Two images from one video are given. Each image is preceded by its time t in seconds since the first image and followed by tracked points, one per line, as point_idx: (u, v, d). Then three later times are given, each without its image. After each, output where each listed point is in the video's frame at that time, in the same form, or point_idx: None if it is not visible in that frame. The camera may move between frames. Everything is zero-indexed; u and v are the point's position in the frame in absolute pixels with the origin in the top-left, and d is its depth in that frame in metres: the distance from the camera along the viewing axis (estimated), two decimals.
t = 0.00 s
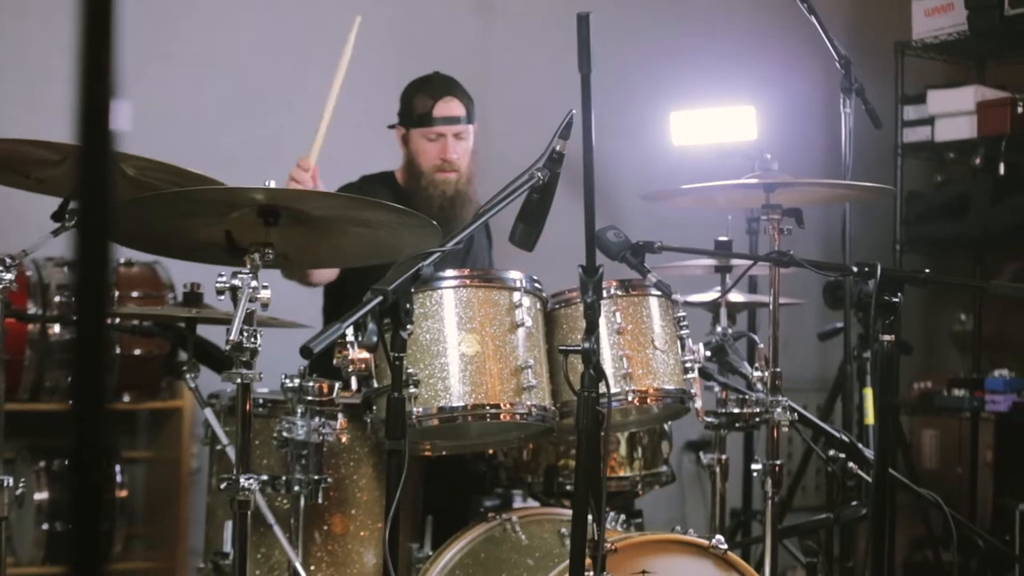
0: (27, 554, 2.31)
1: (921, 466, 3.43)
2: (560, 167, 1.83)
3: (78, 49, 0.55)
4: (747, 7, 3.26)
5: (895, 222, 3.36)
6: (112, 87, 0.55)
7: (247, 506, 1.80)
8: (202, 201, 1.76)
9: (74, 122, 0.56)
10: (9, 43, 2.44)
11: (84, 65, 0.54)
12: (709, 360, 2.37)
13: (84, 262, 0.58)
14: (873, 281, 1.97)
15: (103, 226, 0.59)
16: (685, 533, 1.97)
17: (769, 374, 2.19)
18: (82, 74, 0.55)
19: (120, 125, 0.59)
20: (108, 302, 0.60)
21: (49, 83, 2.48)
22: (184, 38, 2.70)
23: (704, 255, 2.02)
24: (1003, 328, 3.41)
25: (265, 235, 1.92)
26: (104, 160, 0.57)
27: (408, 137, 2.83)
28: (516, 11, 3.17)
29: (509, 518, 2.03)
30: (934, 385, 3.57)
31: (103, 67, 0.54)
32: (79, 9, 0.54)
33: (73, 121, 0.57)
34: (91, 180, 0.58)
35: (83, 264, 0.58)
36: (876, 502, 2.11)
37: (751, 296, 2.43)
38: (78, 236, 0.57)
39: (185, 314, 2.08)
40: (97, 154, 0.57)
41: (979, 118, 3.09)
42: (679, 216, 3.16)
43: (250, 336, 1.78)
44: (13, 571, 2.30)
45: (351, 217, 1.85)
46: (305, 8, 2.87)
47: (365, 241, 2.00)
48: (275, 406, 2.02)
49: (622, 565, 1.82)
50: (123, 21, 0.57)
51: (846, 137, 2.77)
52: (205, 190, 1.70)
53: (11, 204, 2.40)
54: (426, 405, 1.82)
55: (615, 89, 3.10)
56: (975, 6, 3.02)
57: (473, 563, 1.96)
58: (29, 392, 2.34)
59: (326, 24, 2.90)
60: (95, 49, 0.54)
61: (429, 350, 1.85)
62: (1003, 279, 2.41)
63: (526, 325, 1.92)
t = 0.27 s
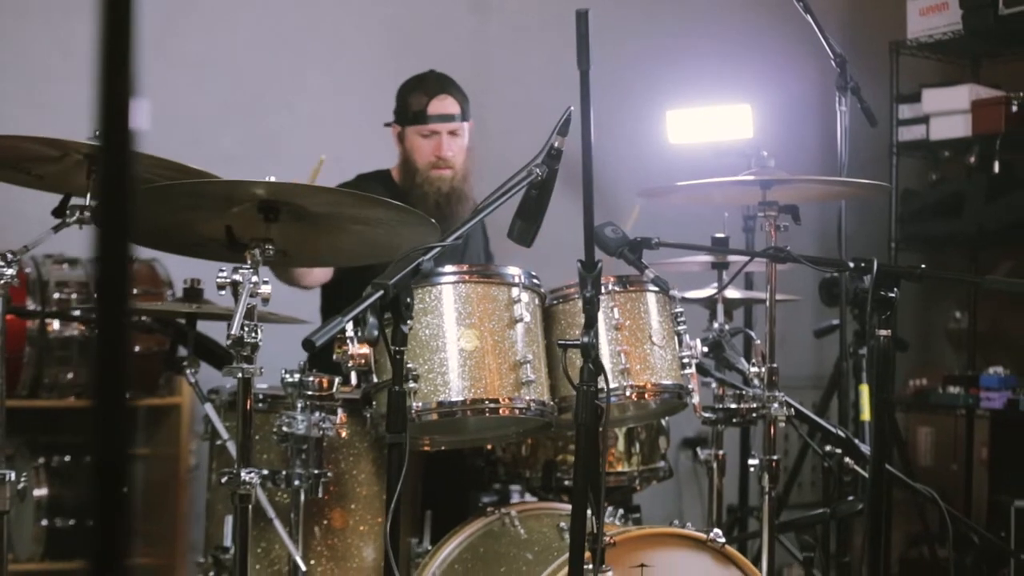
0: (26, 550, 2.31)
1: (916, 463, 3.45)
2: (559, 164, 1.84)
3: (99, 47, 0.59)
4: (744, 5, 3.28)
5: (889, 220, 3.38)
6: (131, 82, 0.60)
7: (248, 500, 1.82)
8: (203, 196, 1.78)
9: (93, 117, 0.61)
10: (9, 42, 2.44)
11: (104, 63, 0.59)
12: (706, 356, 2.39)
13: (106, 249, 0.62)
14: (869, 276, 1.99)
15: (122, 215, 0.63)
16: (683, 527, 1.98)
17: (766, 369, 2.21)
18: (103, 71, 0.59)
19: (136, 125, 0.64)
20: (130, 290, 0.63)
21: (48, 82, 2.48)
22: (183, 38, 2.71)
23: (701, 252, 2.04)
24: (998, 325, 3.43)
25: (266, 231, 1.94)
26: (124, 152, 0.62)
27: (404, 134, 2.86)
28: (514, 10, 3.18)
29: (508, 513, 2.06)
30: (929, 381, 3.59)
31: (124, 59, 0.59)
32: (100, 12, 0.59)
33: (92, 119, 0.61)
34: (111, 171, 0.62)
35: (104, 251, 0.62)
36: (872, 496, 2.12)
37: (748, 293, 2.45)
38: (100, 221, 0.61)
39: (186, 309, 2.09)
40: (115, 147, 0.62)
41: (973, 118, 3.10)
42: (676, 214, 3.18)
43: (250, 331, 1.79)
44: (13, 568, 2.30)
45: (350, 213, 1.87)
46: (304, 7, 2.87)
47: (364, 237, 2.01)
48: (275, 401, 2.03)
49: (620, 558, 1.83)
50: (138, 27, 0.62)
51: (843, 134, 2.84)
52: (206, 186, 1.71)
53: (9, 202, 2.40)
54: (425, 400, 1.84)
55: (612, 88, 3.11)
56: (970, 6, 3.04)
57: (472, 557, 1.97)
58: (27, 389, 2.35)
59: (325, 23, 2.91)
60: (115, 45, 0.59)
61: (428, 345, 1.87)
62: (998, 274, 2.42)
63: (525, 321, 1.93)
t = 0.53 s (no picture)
0: (30, 546, 2.32)
1: (916, 459, 3.42)
2: (560, 160, 1.84)
3: (109, 42, 0.53)
4: (744, 3, 3.29)
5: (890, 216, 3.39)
6: (140, 80, 0.54)
7: (251, 494, 1.83)
8: (206, 193, 1.79)
9: (104, 117, 0.55)
10: (10, 41, 2.45)
11: (114, 58, 0.53)
12: (707, 351, 2.39)
13: (118, 266, 0.55)
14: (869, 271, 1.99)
15: (134, 227, 0.56)
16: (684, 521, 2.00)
17: (766, 365, 2.23)
18: (112, 67, 0.54)
19: (151, 129, 0.58)
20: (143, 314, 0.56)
21: (50, 81, 2.49)
22: (185, 37, 2.72)
23: (702, 247, 2.04)
24: (998, 322, 3.44)
25: (268, 227, 1.95)
26: (137, 158, 0.56)
27: (405, 128, 2.82)
28: (514, 9, 3.19)
29: (510, 507, 2.06)
30: (930, 378, 3.60)
31: (133, 55, 0.53)
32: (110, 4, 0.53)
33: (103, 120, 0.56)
34: (124, 180, 0.55)
35: (114, 268, 0.55)
36: (872, 491, 2.13)
37: (748, 289, 2.46)
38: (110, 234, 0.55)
39: (189, 306, 2.10)
40: (130, 151, 0.55)
41: (974, 115, 3.12)
42: (676, 210, 3.17)
43: (253, 326, 1.81)
44: (16, 564, 2.31)
45: (352, 209, 1.87)
46: (304, 6, 2.88)
47: (366, 233, 2.02)
48: (278, 397, 2.04)
49: (621, 552, 1.83)
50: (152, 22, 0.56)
51: (844, 130, 2.83)
52: (209, 183, 1.72)
53: (11, 200, 2.41)
54: (428, 396, 1.84)
55: (611, 87, 3.12)
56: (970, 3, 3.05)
57: (474, 552, 1.98)
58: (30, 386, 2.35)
59: (324, 22, 2.92)
60: (126, 39, 0.53)
61: (430, 341, 1.88)
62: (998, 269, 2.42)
63: (526, 316, 1.94)
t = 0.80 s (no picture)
0: (24, 541, 2.33)
1: (910, 455, 3.47)
2: (550, 153, 1.84)
3: (84, 44, 0.57)
4: None
5: (883, 213, 3.38)
6: (115, 85, 0.58)
7: (242, 486, 1.83)
8: (199, 186, 1.79)
9: (81, 115, 0.59)
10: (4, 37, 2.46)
11: (89, 61, 0.57)
12: (698, 346, 2.39)
13: (93, 253, 0.61)
14: (858, 263, 1.99)
15: (105, 215, 0.60)
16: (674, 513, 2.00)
17: (757, 359, 2.25)
18: (88, 70, 0.58)
19: (124, 123, 0.63)
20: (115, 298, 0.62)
21: (45, 77, 2.50)
22: (183, 34, 2.73)
23: (692, 241, 2.05)
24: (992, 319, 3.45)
25: (260, 221, 1.95)
26: (108, 152, 0.61)
27: (399, 123, 2.84)
28: (508, 5, 3.19)
29: (500, 501, 2.04)
30: (923, 374, 3.61)
31: (109, 61, 0.57)
32: (85, 13, 0.57)
33: (80, 117, 0.60)
34: (97, 174, 0.60)
35: (93, 254, 0.61)
36: (862, 483, 2.14)
37: (740, 283, 2.46)
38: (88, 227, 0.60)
39: (181, 299, 2.10)
40: (102, 146, 0.60)
41: (966, 111, 3.13)
42: (668, 206, 3.17)
43: (244, 319, 1.81)
44: (9, 559, 2.31)
45: (343, 203, 1.88)
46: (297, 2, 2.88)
47: (357, 227, 2.02)
48: (269, 390, 2.05)
49: (609, 543, 1.84)
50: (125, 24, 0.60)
51: (835, 127, 2.80)
52: (201, 176, 1.73)
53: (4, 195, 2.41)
54: (418, 388, 1.85)
55: (601, 83, 3.12)
56: None
57: (465, 544, 1.99)
58: (24, 380, 2.36)
59: (318, 19, 2.92)
60: (101, 40, 0.57)
61: (421, 334, 1.88)
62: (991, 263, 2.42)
63: (517, 310, 1.94)
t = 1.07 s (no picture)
0: (16, 533, 2.32)
1: (903, 450, 3.44)
2: (541, 142, 1.85)
3: (63, 24, 0.52)
4: None
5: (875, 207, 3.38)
6: (96, 71, 0.53)
7: (233, 474, 1.83)
8: (190, 173, 1.78)
9: (60, 102, 0.53)
10: None
11: (69, 41, 0.52)
12: (690, 336, 2.39)
13: (71, 255, 0.55)
14: (849, 252, 2.00)
15: (87, 197, 0.54)
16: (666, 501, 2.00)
17: (748, 349, 2.26)
18: (67, 54, 0.52)
19: (107, 114, 0.57)
20: (97, 299, 0.56)
21: (38, 70, 2.50)
22: (173, 20, 2.65)
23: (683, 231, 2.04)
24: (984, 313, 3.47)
25: (251, 209, 1.94)
26: (89, 141, 0.54)
27: (397, 115, 2.81)
28: None
29: (492, 490, 2.08)
30: (915, 369, 3.58)
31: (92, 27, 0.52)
32: None
33: (59, 102, 0.54)
34: (78, 166, 0.54)
35: (71, 256, 0.54)
36: (852, 473, 2.15)
37: (732, 274, 2.46)
38: (66, 223, 0.53)
39: (172, 288, 2.09)
40: (83, 138, 0.54)
41: (959, 105, 3.14)
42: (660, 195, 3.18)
43: (235, 306, 1.81)
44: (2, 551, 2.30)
45: (333, 190, 1.88)
46: None
47: (347, 216, 2.02)
48: (261, 380, 2.05)
49: (599, 529, 1.84)
50: (105, 5, 0.55)
51: (828, 119, 2.80)
52: (191, 163, 1.72)
53: None
54: (410, 376, 1.85)
55: (593, 81, 3.18)
56: None
57: (456, 534, 1.99)
58: (17, 372, 2.36)
59: (310, 11, 2.92)
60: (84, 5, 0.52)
61: (412, 322, 1.88)
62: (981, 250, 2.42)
63: (509, 298, 1.94)
